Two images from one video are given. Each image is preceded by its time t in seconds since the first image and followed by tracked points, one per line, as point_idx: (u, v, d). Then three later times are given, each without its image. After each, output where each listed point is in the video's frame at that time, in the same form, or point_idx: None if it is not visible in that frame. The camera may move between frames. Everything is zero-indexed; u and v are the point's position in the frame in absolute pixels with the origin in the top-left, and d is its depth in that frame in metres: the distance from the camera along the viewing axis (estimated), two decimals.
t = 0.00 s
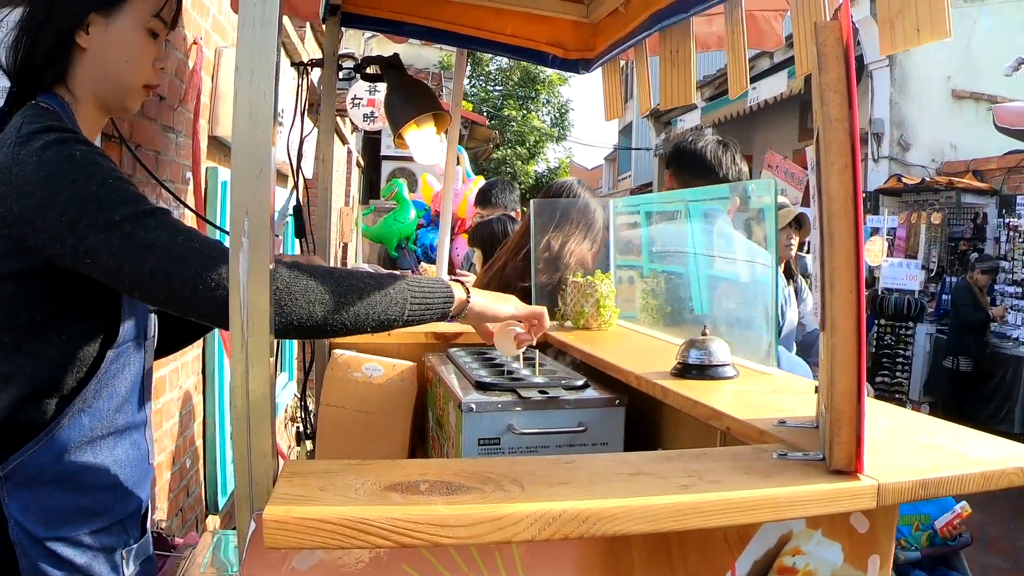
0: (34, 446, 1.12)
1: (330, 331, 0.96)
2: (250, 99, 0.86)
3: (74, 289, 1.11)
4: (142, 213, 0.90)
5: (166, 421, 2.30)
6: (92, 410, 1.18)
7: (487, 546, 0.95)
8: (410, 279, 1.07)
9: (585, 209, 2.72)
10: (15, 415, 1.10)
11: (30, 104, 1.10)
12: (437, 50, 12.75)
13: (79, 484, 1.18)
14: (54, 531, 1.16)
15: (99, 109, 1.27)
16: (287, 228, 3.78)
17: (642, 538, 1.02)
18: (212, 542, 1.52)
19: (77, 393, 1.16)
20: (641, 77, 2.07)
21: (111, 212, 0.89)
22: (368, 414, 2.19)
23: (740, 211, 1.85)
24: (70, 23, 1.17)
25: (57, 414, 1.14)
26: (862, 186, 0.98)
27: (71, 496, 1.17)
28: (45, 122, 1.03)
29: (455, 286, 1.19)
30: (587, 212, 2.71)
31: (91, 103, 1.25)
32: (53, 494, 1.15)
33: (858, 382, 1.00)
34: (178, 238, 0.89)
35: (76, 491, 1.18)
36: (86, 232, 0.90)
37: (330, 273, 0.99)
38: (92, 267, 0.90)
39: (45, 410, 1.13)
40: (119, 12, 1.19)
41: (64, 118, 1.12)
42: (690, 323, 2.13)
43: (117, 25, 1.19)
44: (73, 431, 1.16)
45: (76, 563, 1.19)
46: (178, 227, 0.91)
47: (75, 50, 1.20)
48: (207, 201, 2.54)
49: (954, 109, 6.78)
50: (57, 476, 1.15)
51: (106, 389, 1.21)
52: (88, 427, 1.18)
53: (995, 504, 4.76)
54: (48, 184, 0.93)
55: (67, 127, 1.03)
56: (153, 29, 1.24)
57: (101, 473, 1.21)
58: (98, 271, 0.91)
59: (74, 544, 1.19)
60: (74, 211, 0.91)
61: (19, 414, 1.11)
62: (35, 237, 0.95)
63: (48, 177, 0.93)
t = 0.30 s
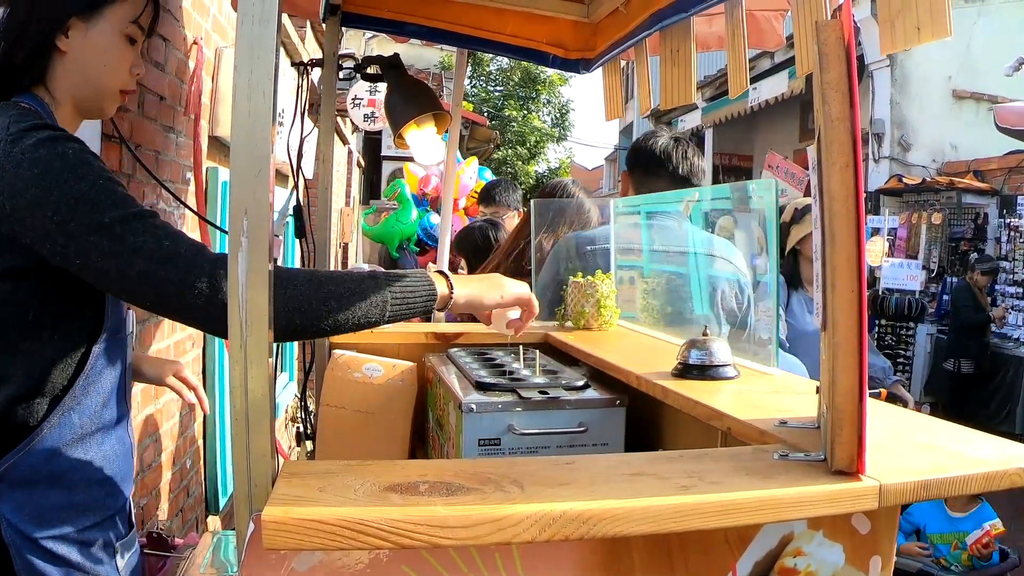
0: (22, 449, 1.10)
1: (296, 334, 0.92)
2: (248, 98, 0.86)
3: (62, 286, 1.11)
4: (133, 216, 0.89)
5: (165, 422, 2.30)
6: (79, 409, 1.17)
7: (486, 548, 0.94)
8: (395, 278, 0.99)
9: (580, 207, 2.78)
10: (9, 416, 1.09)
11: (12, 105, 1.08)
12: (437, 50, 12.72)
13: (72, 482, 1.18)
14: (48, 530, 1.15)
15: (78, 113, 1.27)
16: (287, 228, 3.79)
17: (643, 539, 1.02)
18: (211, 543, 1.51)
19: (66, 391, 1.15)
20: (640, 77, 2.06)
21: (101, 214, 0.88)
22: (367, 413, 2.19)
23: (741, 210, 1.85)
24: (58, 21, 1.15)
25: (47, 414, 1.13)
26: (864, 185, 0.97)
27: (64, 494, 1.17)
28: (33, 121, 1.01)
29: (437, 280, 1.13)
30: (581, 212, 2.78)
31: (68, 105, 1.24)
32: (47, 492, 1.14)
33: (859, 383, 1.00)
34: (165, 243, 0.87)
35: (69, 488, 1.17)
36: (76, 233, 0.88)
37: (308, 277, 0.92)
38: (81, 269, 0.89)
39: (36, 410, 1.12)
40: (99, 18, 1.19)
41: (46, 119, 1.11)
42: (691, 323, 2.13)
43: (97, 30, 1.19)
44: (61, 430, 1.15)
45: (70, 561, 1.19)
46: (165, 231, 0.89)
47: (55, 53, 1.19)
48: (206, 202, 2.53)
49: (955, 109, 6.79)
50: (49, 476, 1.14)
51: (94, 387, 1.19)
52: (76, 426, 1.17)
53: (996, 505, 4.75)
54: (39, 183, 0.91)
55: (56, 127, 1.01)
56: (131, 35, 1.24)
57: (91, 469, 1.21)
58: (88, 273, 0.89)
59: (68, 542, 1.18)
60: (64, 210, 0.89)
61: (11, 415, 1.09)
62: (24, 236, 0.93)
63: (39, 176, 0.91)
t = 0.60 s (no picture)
0: (25, 447, 1.09)
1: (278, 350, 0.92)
2: (246, 99, 0.85)
3: (61, 286, 1.11)
4: (134, 224, 0.88)
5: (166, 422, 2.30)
6: (79, 405, 1.17)
7: (485, 549, 0.94)
8: (383, 301, 0.99)
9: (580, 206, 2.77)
10: (10, 414, 1.09)
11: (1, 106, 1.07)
12: (438, 51, 12.72)
13: (71, 477, 1.18)
14: (50, 527, 1.14)
15: (62, 115, 1.26)
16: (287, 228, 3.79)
17: (643, 540, 1.02)
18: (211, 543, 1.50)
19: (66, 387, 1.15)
20: (640, 77, 2.06)
21: (103, 221, 0.87)
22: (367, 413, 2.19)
23: (742, 209, 1.84)
24: (54, 22, 1.15)
25: (49, 412, 1.12)
26: (863, 185, 0.97)
27: (63, 490, 1.17)
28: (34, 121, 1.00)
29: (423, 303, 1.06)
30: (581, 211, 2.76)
31: (53, 106, 1.23)
32: (48, 489, 1.14)
33: (858, 384, 0.99)
34: (161, 254, 0.87)
35: (68, 483, 1.17)
36: (78, 236, 0.88)
37: (296, 297, 0.93)
38: (81, 270, 0.88)
39: (37, 408, 1.11)
40: (91, 24, 1.20)
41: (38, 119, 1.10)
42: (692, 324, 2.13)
43: (87, 39, 1.20)
44: (62, 426, 1.14)
45: (70, 556, 1.19)
46: (164, 241, 0.89)
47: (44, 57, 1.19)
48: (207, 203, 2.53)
49: (955, 109, 6.79)
50: (50, 472, 1.14)
51: (93, 382, 1.20)
52: (76, 421, 1.17)
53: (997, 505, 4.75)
54: (41, 185, 0.91)
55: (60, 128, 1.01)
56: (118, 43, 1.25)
57: (88, 463, 1.21)
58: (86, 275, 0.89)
59: (69, 538, 1.18)
60: (69, 211, 0.89)
61: (12, 414, 1.09)
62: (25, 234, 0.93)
63: (43, 177, 0.91)
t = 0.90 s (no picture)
0: (24, 446, 1.09)
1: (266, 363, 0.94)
2: (248, 99, 0.86)
3: (61, 285, 1.11)
4: (133, 230, 0.89)
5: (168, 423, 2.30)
6: (77, 404, 1.17)
7: (487, 549, 0.94)
8: (370, 318, 1.01)
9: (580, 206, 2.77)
10: (10, 412, 1.09)
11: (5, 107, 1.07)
12: (438, 51, 12.73)
13: (68, 476, 1.18)
14: (47, 527, 1.14)
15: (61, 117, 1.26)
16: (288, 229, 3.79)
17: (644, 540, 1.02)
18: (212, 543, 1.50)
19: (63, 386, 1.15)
20: (641, 77, 2.06)
21: (105, 225, 0.89)
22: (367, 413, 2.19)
23: (743, 208, 1.84)
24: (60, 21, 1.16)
25: (47, 411, 1.12)
26: (864, 185, 0.97)
27: (61, 490, 1.17)
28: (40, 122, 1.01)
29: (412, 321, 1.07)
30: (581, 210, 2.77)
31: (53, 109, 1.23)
32: (46, 489, 1.14)
33: (860, 385, 0.99)
34: (158, 262, 0.88)
35: (66, 482, 1.18)
36: (79, 237, 0.89)
37: (285, 312, 0.95)
38: (79, 273, 0.90)
39: (36, 408, 1.11)
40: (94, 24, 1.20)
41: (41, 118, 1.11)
42: (694, 324, 2.12)
43: (90, 41, 1.21)
44: (60, 425, 1.15)
45: (67, 556, 1.19)
46: (162, 249, 0.90)
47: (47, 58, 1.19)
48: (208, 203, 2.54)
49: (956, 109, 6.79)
50: (48, 472, 1.14)
51: (91, 381, 1.20)
52: (73, 420, 1.17)
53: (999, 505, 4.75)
54: (45, 186, 0.92)
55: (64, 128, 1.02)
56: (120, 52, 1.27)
57: (85, 463, 1.21)
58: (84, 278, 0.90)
59: (66, 537, 1.18)
60: (70, 213, 0.90)
61: (12, 413, 1.09)
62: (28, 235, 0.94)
63: (46, 177, 0.93)
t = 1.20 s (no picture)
0: (31, 447, 1.10)
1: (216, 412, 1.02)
2: (250, 100, 0.86)
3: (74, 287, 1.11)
4: (129, 273, 0.98)
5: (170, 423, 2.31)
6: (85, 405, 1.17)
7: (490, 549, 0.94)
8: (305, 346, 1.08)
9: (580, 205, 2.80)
10: (19, 410, 1.10)
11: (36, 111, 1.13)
12: (439, 51, 12.73)
13: (73, 477, 1.18)
14: (54, 527, 1.15)
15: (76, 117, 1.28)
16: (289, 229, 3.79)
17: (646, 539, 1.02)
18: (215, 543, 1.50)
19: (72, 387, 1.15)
20: (642, 77, 2.06)
21: (106, 257, 0.98)
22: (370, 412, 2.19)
23: (745, 208, 1.84)
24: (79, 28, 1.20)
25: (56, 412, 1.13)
26: (866, 184, 0.97)
27: (67, 490, 1.17)
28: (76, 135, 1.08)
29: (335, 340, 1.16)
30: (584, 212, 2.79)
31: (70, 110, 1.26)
32: (53, 489, 1.15)
33: (862, 384, 0.99)
34: (139, 314, 0.97)
35: (72, 483, 1.18)
36: (80, 255, 0.99)
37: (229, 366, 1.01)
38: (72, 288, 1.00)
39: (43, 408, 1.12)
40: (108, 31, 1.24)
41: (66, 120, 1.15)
42: (696, 323, 2.12)
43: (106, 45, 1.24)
44: (69, 426, 1.15)
45: (74, 556, 1.19)
46: (147, 296, 0.98)
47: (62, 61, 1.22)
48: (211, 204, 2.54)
49: (957, 108, 6.79)
50: (54, 473, 1.14)
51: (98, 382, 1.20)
52: (81, 422, 1.17)
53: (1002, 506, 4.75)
54: (65, 196, 1.01)
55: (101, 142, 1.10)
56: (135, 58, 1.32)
57: (90, 463, 1.21)
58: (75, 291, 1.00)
59: (73, 537, 1.19)
60: (76, 231, 1.00)
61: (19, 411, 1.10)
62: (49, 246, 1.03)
63: (67, 189, 1.01)
